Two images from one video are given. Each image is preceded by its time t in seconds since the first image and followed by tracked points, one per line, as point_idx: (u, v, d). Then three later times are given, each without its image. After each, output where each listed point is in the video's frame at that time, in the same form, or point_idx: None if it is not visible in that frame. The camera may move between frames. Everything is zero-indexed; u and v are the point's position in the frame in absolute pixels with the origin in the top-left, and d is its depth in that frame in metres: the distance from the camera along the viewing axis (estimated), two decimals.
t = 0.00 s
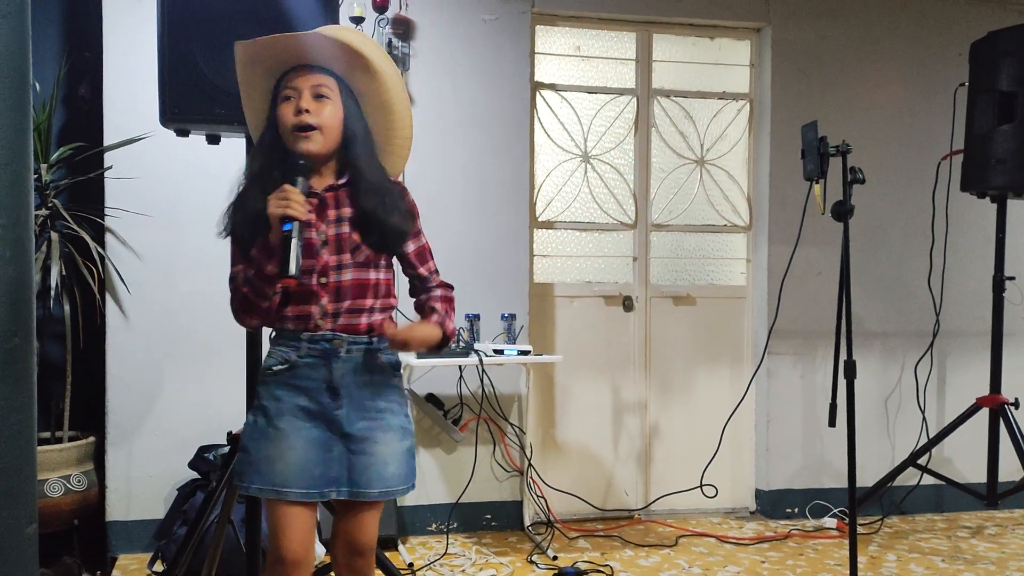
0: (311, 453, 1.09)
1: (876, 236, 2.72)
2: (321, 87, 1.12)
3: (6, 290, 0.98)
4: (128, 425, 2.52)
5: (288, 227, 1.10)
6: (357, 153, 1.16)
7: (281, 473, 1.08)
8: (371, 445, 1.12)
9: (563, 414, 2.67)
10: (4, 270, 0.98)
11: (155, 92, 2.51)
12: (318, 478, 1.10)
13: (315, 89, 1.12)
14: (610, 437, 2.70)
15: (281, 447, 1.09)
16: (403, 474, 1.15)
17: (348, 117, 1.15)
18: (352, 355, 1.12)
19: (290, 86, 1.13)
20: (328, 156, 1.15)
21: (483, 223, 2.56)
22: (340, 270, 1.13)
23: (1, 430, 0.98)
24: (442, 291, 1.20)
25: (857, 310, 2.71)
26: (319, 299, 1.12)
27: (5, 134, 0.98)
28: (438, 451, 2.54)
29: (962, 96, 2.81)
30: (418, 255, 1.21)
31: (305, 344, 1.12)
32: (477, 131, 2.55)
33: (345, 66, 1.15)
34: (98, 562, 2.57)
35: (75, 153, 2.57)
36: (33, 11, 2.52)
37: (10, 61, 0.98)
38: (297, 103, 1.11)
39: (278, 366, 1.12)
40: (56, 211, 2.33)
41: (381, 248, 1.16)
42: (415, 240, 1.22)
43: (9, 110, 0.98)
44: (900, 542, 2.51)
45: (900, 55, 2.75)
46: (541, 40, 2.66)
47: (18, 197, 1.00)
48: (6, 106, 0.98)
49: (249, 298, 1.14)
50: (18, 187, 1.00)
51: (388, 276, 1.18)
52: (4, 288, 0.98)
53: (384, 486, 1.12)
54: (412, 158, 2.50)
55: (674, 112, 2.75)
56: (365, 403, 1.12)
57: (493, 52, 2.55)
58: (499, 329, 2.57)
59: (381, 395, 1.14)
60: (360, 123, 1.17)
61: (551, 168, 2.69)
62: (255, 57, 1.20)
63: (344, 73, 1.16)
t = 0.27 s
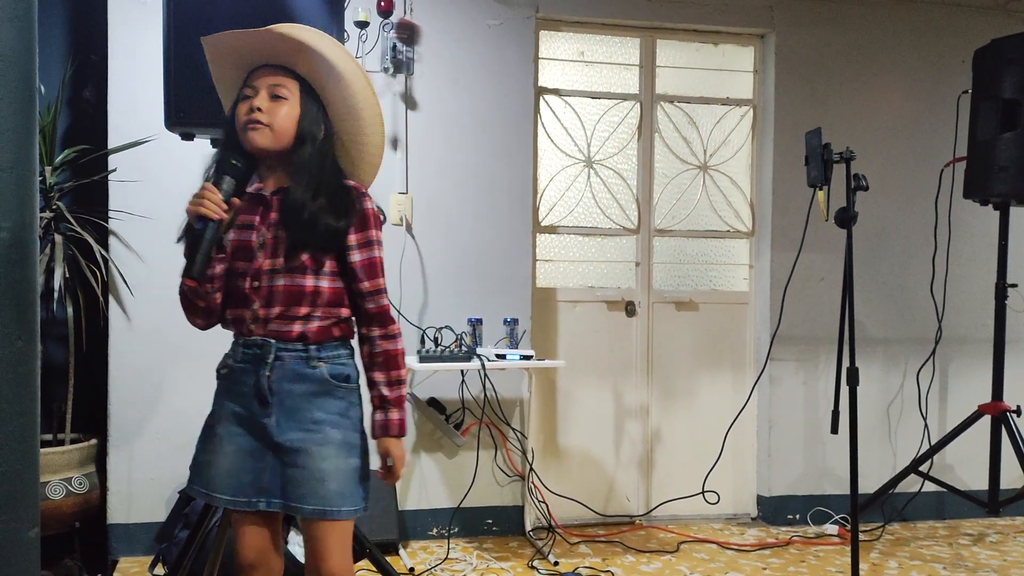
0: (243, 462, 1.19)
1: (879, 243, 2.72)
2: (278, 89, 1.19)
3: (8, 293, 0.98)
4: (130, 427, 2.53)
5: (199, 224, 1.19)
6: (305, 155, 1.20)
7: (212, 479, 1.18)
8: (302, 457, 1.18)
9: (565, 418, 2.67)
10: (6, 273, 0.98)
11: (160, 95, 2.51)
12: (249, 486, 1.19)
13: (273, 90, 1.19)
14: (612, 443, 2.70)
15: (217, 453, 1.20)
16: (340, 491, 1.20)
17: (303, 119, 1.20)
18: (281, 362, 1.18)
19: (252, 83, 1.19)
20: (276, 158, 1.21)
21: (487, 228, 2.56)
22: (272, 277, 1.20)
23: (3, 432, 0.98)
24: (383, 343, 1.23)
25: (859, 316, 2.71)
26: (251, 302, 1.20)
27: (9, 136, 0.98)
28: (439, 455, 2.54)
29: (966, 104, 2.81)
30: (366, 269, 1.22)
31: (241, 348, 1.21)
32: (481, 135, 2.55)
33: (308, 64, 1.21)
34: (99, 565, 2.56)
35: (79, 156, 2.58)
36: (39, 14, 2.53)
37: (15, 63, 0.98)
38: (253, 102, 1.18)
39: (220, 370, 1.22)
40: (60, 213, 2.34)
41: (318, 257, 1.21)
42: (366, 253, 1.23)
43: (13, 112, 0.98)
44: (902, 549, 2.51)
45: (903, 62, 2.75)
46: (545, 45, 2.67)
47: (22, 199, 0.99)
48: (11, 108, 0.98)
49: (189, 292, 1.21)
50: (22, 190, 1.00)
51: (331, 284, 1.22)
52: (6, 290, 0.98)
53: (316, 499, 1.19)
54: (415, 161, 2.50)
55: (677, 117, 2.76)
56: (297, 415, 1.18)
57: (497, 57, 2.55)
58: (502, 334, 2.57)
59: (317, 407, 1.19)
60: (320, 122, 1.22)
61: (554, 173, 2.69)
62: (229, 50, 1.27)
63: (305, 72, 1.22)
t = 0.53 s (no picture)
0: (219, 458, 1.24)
1: (878, 244, 2.73)
2: (253, 90, 1.33)
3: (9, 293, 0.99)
4: (132, 426, 2.54)
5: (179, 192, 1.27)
6: (279, 152, 1.32)
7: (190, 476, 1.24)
8: (277, 450, 1.24)
9: (564, 419, 2.68)
10: (7, 272, 0.99)
11: (162, 95, 2.52)
12: (226, 481, 1.24)
13: (248, 92, 1.33)
14: (612, 443, 2.71)
15: (196, 448, 1.25)
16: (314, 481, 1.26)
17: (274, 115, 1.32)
18: (255, 354, 1.24)
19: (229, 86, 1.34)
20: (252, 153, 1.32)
21: (487, 229, 2.57)
22: (247, 269, 1.27)
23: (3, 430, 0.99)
24: (348, 336, 1.26)
25: (858, 318, 2.72)
26: (225, 293, 1.27)
27: (11, 137, 0.98)
28: (439, 455, 2.55)
29: (965, 106, 2.82)
30: (338, 265, 1.28)
31: (214, 341, 1.27)
32: (482, 136, 2.56)
33: (288, 69, 1.36)
34: (100, 563, 2.57)
35: (82, 155, 2.59)
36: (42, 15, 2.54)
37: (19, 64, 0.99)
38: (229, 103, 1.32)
39: (195, 367, 1.28)
40: (62, 212, 2.35)
41: (294, 251, 1.28)
42: (343, 249, 1.29)
43: (17, 112, 0.99)
44: (900, 550, 2.51)
45: (903, 65, 2.76)
46: (546, 47, 2.68)
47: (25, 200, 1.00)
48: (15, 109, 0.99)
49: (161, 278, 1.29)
50: (25, 191, 1.00)
51: (307, 278, 1.29)
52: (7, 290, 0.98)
53: (290, 490, 1.24)
54: (416, 162, 2.51)
55: (677, 119, 2.77)
56: (271, 407, 1.24)
57: (498, 58, 2.57)
58: (502, 334, 2.58)
59: (291, 398, 1.25)
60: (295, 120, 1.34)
61: (555, 174, 2.70)
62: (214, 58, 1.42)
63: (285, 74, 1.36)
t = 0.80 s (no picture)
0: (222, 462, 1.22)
1: (878, 246, 2.73)
2: (240, 96, 1.27)
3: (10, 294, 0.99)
4: (133, 426, 2.54)
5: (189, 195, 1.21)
6: (275, 159, 1.27)
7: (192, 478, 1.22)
8: (284, 454, 1.23)
9: (565, 419, 2.69)
10: (9, 272, 0.99)
11: (164, 96, 2.53)
12: (229, 486, 1.22)
13: (235, 97, 1.27)
14: (612, 443, 2.71)
15: (198, 450, 1.23)
16: (321, 484, 1.26)
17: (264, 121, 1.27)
18: (262, 358, 1.22)
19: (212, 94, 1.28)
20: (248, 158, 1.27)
21: (488, 230, 2.58)
22: (254, 274, 1.24)
23: (4, 430, 0.99)
24: (356, 339, 1.27)
25: (858, 319, 2.72)
26: (230, 300, 1.23)
27: (12, 139, 0.99)
28: (440, 455, 2.55)
29: (966, 108, 2.83)
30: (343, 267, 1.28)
31: (220, 347, 1.23)
32: (482, 138, 2.57)
33: (276, 75, 1.31)
34: (101, 562, 2.58)
35: (84, 156, 2.60)
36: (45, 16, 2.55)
37: (20, 66, 1.00)
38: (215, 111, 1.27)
39: (195, 371, 1.24)
40: (64, 212, 2.36)
41: (299, 255, 1.26)
42: (343, 250, 1.29)
43: (18, 115, 1.00)
44: (900, 551, 2.52)
45: (903, 68, 2.77)
46: (547, 49, 2.69)
47: (25, 203, 1.00)
48: (15, 111, 0.99)
49: (161, 284, 1.22)
50: (25, 193, 1.01)
51: (311, 282, 1.27)
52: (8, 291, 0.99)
53: (297, 494, 1.23)
54: (417, 164, 2.52)
55: (678, 121, 2.77)
56: (278, 412, 1.22)
57: (499, 60, 2.57)
58: (503, 335, 2.59)
59: (298, 403, 1.24)
60: (287, 128, 1.30)
61: (556, 175, 2.71)
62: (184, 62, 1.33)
63: (274, 82, 1.31)
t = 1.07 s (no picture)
0: (227, 462, 1.16)
1: (877, 246, 2.73)
2: (235, 87, 1.18)
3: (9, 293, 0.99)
4: (131, 425, 2.54)
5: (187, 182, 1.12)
6: (270, 153, 1.21)
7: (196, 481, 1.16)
8: (293, 449, 1.19)
9: (564, 419, 2.69)
10: (8, 270, 0.99)
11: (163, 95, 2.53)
12: (237, 485, 1.17)
13: (230, 88, 1.18)
14: (611, 443, 2.71)
15: (199, 453, 1.17)
16: (331, 478, 1.22)
17: (262, 116, 1.20)
18: (265, 355, 1.18)
19: (203, 85, 1.18)
20: (245, 152, 1.20)
21: (488, 229, 2.58)
22: (254, 268, 1.21)
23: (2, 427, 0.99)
24: (359, 335, 1.32)
25: (857, 319, 2.72)
26: (230, 296, 1.19)
27: (11, 136, 0.99)
28: (439, 455, 2.55)
29: (965, 108, 2.82)
30: (339, 261, 1.31)
31: (219, 345, 1.18)
32: (481, 138, 2.57)
33: (272, 69, 1.22)
34: (100, 561, 2.58)
35: (83, 155, 2.60)
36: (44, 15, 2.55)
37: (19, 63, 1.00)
38: (208, 102, 1.17)
39: (194, 371, 1.19)
40: (63, 211, 2.36)
41: (298, 248, 1.24)
42: (340, 244, 1.31)
43: (17, 113, 1.00)
44: (899, 552, 2.52)
45: (902, 68, 2.77)
46: (546, 49, 2.69)
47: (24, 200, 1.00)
48: (15, 109, 0.99)
49: (159, 278, 1.15)
50: (25, 191, 1.00)
51: (308, 275, 1.26)
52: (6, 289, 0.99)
53: (308, 489, 1.19)
54: (416, 163, 2.52)
55: (677, 121, 2.77)
56: (284, 408, 1.19)
57: (498, 60, 2.57)
58: (501, 334, 2.58)
59: (303, 397, 1.21)
60: (280, 120, 1.23)
61: (555, 175, 2.71)
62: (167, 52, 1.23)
63: (269, 77, 1.23)
